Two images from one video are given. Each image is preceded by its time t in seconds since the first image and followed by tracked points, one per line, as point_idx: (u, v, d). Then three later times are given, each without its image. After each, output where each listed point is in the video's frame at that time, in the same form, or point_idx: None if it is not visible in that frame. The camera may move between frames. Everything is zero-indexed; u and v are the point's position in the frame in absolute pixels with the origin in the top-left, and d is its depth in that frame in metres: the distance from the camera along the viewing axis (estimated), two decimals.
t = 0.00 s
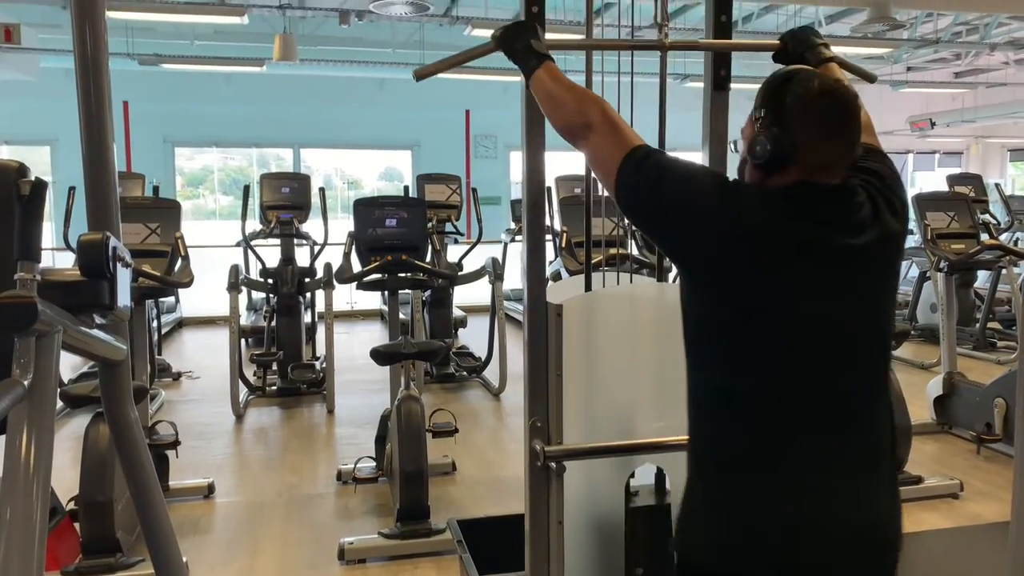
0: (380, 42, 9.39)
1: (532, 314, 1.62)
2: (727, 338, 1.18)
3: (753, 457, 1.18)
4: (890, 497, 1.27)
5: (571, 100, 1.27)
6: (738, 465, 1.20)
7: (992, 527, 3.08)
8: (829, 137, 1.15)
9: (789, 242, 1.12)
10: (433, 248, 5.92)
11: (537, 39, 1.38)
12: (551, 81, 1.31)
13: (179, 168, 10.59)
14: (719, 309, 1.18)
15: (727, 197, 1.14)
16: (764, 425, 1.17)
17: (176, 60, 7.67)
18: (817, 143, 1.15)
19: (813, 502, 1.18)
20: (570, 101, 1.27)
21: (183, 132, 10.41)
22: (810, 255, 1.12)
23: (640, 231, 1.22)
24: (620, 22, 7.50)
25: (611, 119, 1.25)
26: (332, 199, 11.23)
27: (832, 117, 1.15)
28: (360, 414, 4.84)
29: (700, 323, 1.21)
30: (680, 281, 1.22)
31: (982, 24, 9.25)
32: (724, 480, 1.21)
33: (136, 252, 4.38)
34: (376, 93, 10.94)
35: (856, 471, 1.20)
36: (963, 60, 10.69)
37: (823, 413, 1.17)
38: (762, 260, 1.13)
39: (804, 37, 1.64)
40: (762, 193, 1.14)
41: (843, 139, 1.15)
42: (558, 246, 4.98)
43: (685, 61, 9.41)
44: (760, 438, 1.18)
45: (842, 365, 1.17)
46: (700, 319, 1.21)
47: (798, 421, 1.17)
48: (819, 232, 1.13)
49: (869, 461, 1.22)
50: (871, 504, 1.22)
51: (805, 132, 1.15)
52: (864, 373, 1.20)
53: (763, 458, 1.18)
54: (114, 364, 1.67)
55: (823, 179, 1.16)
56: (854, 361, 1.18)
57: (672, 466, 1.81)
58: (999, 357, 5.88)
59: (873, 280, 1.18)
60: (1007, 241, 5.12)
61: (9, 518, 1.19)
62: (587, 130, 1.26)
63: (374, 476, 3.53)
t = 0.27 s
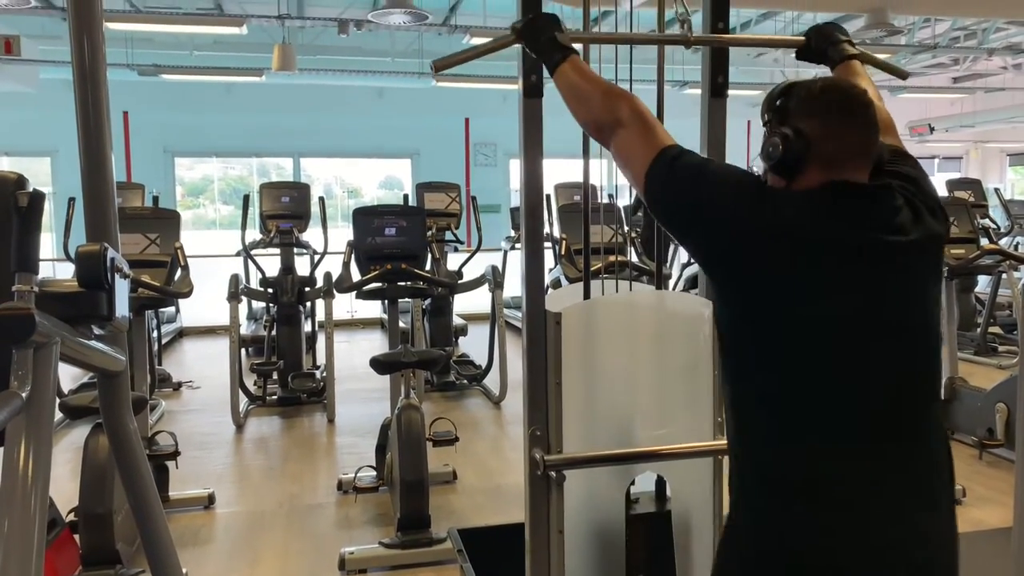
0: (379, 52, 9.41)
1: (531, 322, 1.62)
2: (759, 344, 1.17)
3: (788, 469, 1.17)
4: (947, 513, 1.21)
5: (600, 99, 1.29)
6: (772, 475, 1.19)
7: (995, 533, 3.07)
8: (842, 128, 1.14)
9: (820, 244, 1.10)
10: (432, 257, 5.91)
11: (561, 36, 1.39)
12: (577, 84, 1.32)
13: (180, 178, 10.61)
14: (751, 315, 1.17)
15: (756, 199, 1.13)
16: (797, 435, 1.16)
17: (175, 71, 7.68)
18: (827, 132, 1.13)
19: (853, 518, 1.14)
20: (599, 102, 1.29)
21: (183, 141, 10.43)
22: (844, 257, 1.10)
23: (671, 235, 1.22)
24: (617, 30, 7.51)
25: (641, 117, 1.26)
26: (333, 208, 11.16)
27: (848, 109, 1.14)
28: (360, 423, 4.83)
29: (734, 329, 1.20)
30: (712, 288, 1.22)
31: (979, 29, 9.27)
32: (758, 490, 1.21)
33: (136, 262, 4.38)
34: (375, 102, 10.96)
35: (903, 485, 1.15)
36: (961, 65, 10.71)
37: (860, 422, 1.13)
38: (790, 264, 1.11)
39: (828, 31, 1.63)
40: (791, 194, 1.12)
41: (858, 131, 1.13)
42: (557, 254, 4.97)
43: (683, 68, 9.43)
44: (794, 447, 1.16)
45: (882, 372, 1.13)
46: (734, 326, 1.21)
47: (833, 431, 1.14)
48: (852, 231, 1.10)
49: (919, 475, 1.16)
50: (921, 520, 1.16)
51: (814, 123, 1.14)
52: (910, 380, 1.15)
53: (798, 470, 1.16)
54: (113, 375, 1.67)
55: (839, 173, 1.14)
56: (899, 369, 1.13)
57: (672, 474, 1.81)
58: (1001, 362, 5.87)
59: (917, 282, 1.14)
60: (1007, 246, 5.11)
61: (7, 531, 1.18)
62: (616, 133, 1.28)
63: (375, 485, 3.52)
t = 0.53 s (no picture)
0: (380, 56, 9.43)
1: (531, 327, 1.63)
2: (767, 365, 1.18)
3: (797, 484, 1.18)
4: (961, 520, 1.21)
5: (593, 133, 1.29)
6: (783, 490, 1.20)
7: (1001, 536, 3.05)
8: (837, 139, 1.14)
9: (827, 265, 1.10)
10: (434, 261, 5.92)
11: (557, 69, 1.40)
12: (570, 114, 1.32)
13: (182, 183, 10.63)
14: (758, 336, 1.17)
15: (756, 220, 1.13)
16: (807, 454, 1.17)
17: (176, 77, 7.70)
18: (821, 144, 1.14)
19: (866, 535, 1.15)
20: (589, 132, 1.28)
21: (185, 147, 10.46)
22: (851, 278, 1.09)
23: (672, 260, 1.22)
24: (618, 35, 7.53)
25: (633, 151, 1.26)
26: (334, 212, 11.26)
27: (842, 121, 1.14)
28: (362, 428, 4.83)
29: (741, 348, 1.21)
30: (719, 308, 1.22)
31: (980, 32, 9.27)
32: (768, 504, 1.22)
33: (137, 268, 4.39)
34: (376, 107, 10.99)
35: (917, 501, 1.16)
36: (962, 68, 10.71)
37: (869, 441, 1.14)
38: (798, 286, 1.11)
39: (832, 69, 1.63)
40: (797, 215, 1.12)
41: (856, 139, 1.14)
42: (558, 258, 4.97)
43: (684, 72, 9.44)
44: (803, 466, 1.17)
45: (895, 390, 1.12)
46: (741, 345, 1.21)
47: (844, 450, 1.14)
48: (861, 253, 1.09)
49: (935, 489, 1.17)
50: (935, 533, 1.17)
51: (808, 136, 1.16)
52: (924, 397, 1.14)
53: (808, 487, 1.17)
54: (114, 381, 1.67)
55: (837, 185, 1.14)
56: (912, 385, 1.13)
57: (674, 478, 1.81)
58: (1004, 365, 5.86)
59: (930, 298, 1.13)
60: (1009, 249, 5.10)
61: (7, 533, 1.18)
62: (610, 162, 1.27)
63: (376, 490, 3.51)
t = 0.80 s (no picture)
0: (382, 57, 9.44)
1: (532, 329, 1.63)
2: (749, 381, 1.13)
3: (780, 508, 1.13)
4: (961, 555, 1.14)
5: (574, 151, 1.31)
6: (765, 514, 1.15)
7: (1002, 537, 3.05)
8: (821, 144, 1.09)
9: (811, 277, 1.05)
10: (435, 262, 5.93)
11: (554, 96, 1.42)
12: (557, 135, 1.34)
13: (184, 184, 10.65)
14: (740, 351, 1.13)
15: (735, 228, 1.10)
16: (790, 476, 1.12)
17: (179, 78, 7.72)
18: (804, 149, 1.10)
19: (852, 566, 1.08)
20: (571, 149, 1.31)
21: (187, 148, 10.48)
22: (835, 291, 1.04)
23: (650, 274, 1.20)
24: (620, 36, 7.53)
25: (613, 167, 1.27)
26: (335, 213, 11.23)
27: (826, 125, 1.09)
28: (363, 429, 4.84)
29: (723, 364, 1.16)
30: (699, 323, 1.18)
31: (982, 33, 9.27)
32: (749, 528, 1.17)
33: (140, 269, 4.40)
34: (378, 108, 11.00)
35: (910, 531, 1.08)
36: (963, 68, 10.70)
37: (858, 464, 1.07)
38: (780, 298, 1.07)
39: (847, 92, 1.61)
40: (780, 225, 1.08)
41: (836, 146, 1.09)
42: (560, 259, 4.98)
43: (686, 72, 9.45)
44: (785, 487, 1.12)
45: (886, 410, 1.06)
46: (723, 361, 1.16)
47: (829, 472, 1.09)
48: (848, 264, 1.04)
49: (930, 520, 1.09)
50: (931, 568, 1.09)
51: (792, 141, 1.11)
52: (920, 420, 1.08)
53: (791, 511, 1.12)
54: (117, 381, 1.68)
55: (820, 192, 1.09)
56: (905, 407, 1.07)
57: (674, 480, 1.81)
58: (1005, 366, 5.86)
59: (926, 314, 1.06)
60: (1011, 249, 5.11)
61: (11, 534, 1.19)
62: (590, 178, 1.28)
63: (378, 491, 3.52)
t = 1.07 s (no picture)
0: (382, 56, 9.43)
1: (533, 327, 1.63)
2: (752, 377, 1.13)
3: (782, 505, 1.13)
4: (969, 550, 1.14)
5: (580, 141, 1.30)
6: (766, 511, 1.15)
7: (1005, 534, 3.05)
8: (835, 132, 1.09)
9: (813, 273, 1.05)
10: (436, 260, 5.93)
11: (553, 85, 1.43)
12: (558, 124, 1.34)
13: (185, 183, 10.65)
14: (742, 348, 1.13)
15: (743, 220, 1.10)
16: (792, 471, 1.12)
17: (179, 77, 7.72)
18: (818, 138, 1.09)
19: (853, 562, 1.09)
20: (575, 138, 1.31)
21: (188, 146, 10.48)
22: (843, 283, 1.04)
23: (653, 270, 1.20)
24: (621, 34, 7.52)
25: (619, 156, 1.26)
26: (337, 211, 11.16)
27: (841, 114, 1.09)
28: (365, 427, 4.84)
29: (728, 359, 1.16)
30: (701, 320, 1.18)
31: (983, 30, 9.26)
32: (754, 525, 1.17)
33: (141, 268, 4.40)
34: (378, 107, 11.00)
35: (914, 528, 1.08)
36: (965, 66, 10.69)
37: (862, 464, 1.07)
38: (783, 297, 1.07)
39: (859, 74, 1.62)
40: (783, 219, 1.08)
41: (851, 132, 1.08)
42: (561, 257, 4.98)
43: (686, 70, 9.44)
44: (787, 484, 1.12)
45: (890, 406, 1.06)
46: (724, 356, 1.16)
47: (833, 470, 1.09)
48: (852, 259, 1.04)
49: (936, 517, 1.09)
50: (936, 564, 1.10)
51: (807, 130, 1.11)
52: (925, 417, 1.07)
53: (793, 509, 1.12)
54: (119, 380, 1.68)
55: (835, 181, 1.09)
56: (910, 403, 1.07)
57: (676, 477, 1.82)
58: (1007, 364, 5.86)
59: (931, 309, 1.06)
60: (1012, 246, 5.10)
61: (13, 532, 1.19)
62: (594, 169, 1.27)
63: (379, 488, 3.52)
